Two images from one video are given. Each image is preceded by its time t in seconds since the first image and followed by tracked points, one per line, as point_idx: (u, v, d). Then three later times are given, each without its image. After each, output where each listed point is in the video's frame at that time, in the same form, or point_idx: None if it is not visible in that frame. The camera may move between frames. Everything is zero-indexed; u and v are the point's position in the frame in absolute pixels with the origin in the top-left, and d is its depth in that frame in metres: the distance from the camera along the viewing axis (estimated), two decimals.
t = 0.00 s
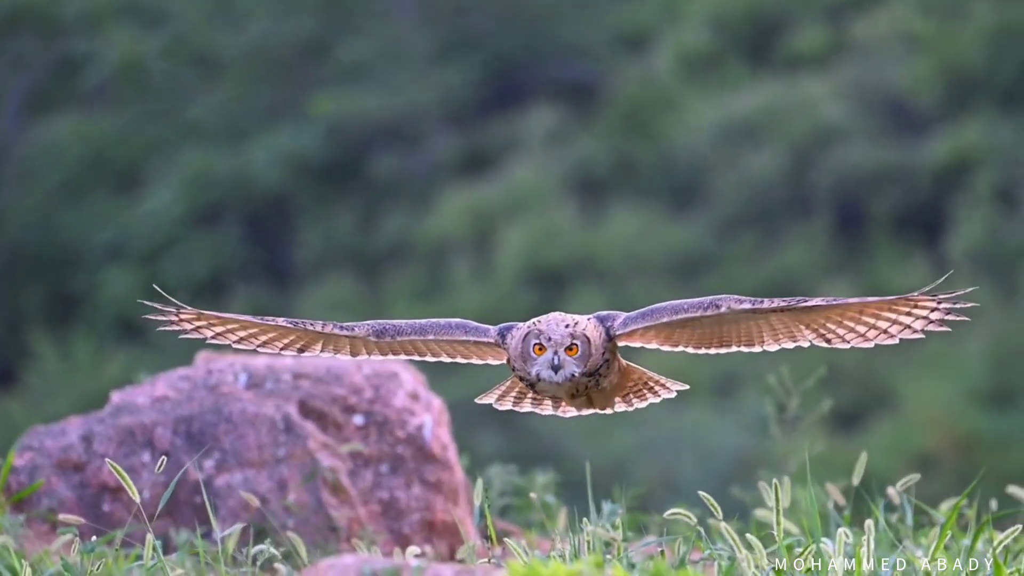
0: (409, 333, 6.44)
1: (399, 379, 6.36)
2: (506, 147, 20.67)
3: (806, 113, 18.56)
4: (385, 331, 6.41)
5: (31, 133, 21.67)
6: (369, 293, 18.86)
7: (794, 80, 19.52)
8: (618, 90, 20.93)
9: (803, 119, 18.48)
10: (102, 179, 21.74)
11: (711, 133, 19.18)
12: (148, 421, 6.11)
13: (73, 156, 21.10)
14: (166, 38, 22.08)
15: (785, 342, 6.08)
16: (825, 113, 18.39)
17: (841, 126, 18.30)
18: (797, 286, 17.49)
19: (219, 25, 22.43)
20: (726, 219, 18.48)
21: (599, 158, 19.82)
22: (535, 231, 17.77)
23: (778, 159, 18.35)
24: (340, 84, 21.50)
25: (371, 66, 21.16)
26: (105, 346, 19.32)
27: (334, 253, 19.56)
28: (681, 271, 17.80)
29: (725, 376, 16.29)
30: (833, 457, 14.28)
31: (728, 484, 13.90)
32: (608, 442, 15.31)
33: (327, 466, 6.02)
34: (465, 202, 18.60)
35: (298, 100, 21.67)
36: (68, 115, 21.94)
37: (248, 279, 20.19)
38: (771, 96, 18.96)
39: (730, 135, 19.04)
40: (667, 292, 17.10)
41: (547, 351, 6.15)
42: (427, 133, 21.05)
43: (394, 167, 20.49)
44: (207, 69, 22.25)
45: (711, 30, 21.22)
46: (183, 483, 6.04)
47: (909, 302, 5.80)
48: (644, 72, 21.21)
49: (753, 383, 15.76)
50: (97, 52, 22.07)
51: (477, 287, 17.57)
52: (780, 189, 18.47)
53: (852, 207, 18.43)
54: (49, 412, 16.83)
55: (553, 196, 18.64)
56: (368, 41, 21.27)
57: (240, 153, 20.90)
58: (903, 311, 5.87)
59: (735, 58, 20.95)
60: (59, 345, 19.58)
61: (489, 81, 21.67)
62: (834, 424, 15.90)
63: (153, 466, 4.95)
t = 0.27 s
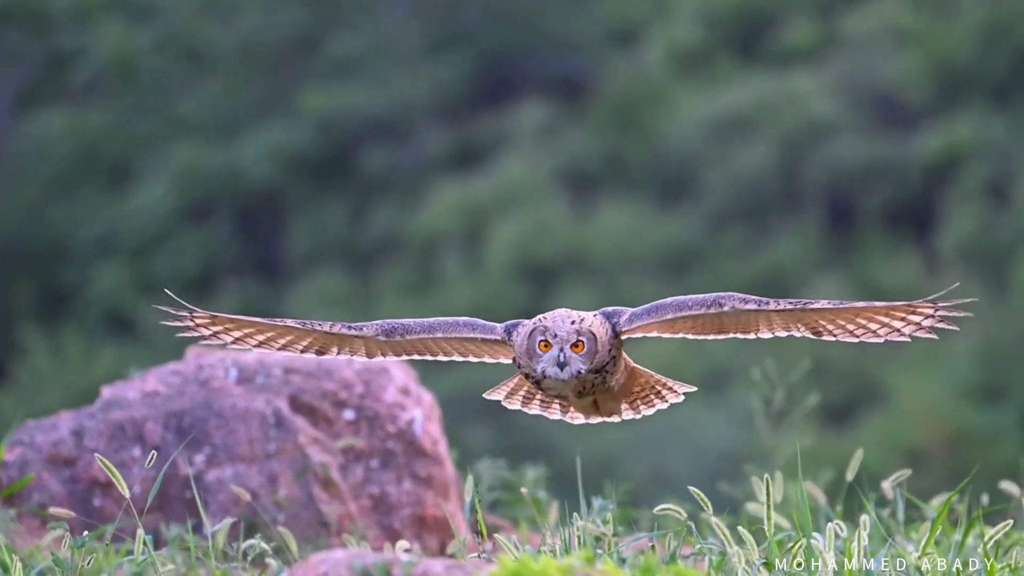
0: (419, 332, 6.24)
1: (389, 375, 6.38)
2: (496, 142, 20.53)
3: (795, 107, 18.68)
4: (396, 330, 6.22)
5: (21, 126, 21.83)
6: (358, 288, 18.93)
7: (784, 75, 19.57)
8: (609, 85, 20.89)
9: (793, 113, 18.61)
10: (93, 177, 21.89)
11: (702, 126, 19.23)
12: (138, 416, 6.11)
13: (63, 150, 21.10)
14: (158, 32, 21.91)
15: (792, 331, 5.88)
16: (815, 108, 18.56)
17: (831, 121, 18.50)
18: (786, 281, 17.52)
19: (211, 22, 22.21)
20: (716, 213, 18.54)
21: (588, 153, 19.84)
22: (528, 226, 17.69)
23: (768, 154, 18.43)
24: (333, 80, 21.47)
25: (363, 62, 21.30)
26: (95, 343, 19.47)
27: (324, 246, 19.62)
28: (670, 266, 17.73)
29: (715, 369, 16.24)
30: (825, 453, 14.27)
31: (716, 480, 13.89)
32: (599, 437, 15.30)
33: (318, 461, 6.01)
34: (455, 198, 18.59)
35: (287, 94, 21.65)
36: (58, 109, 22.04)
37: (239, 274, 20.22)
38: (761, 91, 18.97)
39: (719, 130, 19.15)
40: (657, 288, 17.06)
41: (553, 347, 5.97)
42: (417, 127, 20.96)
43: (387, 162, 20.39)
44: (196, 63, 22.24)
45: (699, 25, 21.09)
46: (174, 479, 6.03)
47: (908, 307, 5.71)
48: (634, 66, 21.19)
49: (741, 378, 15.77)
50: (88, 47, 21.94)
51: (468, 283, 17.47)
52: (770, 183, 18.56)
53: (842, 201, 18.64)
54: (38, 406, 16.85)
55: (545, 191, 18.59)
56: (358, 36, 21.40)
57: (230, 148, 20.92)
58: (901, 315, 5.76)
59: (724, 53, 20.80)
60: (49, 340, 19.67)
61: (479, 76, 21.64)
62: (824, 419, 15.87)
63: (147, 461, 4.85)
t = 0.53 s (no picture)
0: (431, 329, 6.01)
1: (375, 370, 6.37)
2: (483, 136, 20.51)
3: (781, 102, 18.62)
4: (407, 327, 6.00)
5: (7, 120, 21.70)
6: (345, 282, 18.96)
7: (773, 70, 19.49)
8: (595, 80, 20.89)
9: (779, 109, 18.56)
10: (76, 171, 21.67)
11: (688, 121, 19.24)
12: (125, 411, 6.09)
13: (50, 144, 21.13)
14: (143, 28, 22.18)
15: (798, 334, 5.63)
16: (801, 103, 18.54)
17: (816, 115, 18.50)
18: (772, 277, 17.47)
19: (198, 15, 22.24)
20: (704, 209, 18.46)
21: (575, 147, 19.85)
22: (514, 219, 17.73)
23: (756, 147, 18.35)
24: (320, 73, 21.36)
25: (351, 56, 21.27)
26: (81, 335, 19.44)
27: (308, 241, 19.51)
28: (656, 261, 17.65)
29: (700, 366, 16.24)
30: (811, 446, 14.22)
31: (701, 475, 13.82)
32: (586, 433, 15.24)
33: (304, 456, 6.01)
34: (442, 192, 18.64)
35: (274, 89, 21.62)
36: (45, 102, 22.05)
37: (226, 270, 20.29)
38: (749, 86, 18.94)
39: (706, 126, 19.16)
40: (644, 283, 17.02)
41: (553, 345, 5.71)
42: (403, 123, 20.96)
43: (373, 156, 20.48)
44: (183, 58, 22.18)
45: (689, 18, 21.26)
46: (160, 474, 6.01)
47: (904, 316, 5.47)
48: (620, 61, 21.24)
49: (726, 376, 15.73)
50: (76, 43, 22.16)
51: (455, 279, 17.44)
52: (758, 177, 18.51)
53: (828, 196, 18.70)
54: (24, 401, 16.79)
55: (532, 186, 18.57)
56: (345, 31, 21.42)
57: (217, 142, 20.89)
58: (893, 324, 5.56)
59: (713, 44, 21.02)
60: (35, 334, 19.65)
61: (467, 70, 21.67)
62: (810, 414, 15.82)
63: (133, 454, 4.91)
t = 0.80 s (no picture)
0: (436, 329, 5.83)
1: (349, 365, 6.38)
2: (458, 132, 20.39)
3: (756, 100, 18.75)
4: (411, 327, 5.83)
5: None
6: (319, 278, 19.07)
7: (745, 66, 19.69)
8: (569, 76, 20.94)
9: (753, 105, 18.67)
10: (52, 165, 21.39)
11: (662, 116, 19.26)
12: (100, 407, 6.05)
13: (24, 138, 20.99)
14: (118, 21, 22.13)
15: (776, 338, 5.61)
16: (777, 99, 18.71)
17: (791, 113, 18.74)
18: (745, 272, 17.52)
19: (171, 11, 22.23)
20: (679, 204, 18.44)
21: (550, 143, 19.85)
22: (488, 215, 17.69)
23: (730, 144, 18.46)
24: (292, 69, 21.39)
25: (325, 52, 21.31)
26: (54, 332, 19.51)
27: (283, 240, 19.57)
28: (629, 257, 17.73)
29: (675, 364, 16.06)
30: (784, 441, 14.23)
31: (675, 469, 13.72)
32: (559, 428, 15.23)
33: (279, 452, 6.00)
34: (417, 188, 18.59)
35: (247, 86, 21.65)
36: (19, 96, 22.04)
37: (200, 266, 20.37)
38: (721, 82, 19.10)
39: (681, 122, 19.18)
40: (617, 279, 17.04)
41: (545, 346, 5.68)
42: (377, 119, 20.98)
43: (345, 154, 20.48)
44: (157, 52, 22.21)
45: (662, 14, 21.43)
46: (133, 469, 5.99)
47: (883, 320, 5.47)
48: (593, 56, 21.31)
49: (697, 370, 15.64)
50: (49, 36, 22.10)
51: (429, 273, 17.42)
52: (732, 175, 18.58)
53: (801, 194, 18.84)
54: None
55: (505, 180, 18.61)
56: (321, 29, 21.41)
57: (193, 138, 20.90)
58: (872, 330, 5.52)
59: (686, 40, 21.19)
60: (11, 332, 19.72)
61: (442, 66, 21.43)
62: (784, 409, 15.80)
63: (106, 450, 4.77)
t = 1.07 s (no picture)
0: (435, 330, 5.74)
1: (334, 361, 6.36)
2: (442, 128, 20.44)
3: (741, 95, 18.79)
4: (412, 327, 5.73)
5: None
6: (302, 274, 19.13)
7: (728, 61, 19.72)
8: (555, 70, 20.91)
9: (738, 100, 18.71)
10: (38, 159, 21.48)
11: (646, 112, 19.26)
12: (84, 402, 6.03)
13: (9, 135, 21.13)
14: (101, 19, 22.31)
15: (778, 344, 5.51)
16: (762, 93, 18.77)
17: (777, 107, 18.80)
18: (732, 267, 17.46)
19: (153, 7, 22.22)
20: (663, 200, 18.48)
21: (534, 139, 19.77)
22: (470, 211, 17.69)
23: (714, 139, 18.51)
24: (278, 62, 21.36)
25: (307, 47, 21.26)
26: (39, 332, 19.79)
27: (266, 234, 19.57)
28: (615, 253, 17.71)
29: (659, 360, 15.99)
30: (768, 438, 14.22)
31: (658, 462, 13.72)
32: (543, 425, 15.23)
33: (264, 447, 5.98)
34: (404, 185, 18.57)
35: (232, 80, 21.63)
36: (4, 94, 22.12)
37: (185, 262, 20.45)
38: (707, 78, 19.15)
39: (666, 117, 19.18)
40: (602, 273, 17.01)
41: (545, 348, 5.60)
42: (361, 115, 20.98)
43: (330, 149, 20.45)
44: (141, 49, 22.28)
45: (645, 13, 21.49)
46: (118, 465, 5.98)
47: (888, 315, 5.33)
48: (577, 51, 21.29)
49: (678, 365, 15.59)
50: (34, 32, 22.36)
51: (413, 267, 17.41)
52: (716, 170, 18.61)
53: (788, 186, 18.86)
54: None
55: (487, 175, 18.62)
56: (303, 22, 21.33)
57: (178, 133, 20.92)
58: (879, 327, 5.40)
59: (669, 35, 21.23)
60: None
61: (425, 60, 21.47)
62: (769, 405, 15.79)
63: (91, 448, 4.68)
